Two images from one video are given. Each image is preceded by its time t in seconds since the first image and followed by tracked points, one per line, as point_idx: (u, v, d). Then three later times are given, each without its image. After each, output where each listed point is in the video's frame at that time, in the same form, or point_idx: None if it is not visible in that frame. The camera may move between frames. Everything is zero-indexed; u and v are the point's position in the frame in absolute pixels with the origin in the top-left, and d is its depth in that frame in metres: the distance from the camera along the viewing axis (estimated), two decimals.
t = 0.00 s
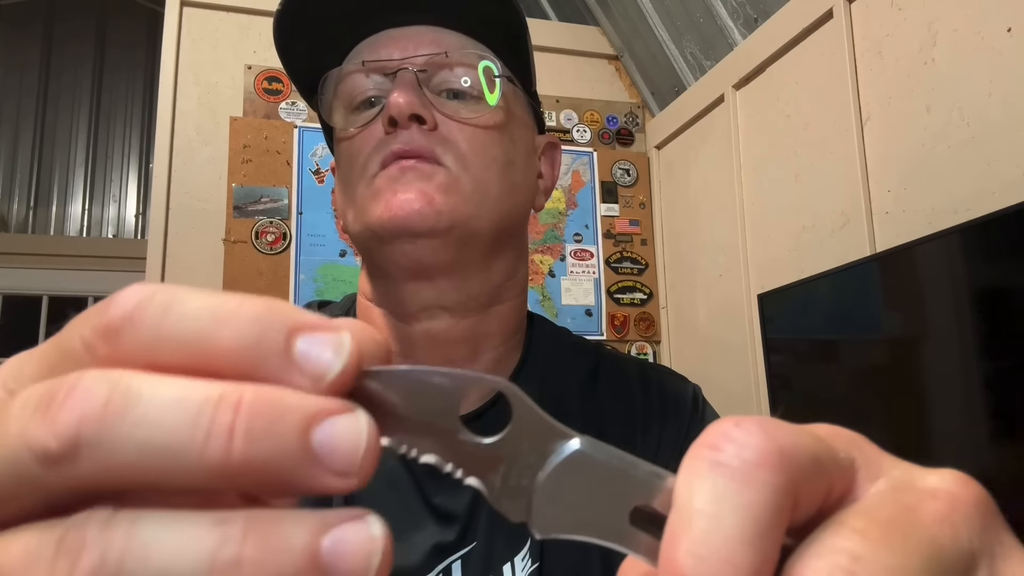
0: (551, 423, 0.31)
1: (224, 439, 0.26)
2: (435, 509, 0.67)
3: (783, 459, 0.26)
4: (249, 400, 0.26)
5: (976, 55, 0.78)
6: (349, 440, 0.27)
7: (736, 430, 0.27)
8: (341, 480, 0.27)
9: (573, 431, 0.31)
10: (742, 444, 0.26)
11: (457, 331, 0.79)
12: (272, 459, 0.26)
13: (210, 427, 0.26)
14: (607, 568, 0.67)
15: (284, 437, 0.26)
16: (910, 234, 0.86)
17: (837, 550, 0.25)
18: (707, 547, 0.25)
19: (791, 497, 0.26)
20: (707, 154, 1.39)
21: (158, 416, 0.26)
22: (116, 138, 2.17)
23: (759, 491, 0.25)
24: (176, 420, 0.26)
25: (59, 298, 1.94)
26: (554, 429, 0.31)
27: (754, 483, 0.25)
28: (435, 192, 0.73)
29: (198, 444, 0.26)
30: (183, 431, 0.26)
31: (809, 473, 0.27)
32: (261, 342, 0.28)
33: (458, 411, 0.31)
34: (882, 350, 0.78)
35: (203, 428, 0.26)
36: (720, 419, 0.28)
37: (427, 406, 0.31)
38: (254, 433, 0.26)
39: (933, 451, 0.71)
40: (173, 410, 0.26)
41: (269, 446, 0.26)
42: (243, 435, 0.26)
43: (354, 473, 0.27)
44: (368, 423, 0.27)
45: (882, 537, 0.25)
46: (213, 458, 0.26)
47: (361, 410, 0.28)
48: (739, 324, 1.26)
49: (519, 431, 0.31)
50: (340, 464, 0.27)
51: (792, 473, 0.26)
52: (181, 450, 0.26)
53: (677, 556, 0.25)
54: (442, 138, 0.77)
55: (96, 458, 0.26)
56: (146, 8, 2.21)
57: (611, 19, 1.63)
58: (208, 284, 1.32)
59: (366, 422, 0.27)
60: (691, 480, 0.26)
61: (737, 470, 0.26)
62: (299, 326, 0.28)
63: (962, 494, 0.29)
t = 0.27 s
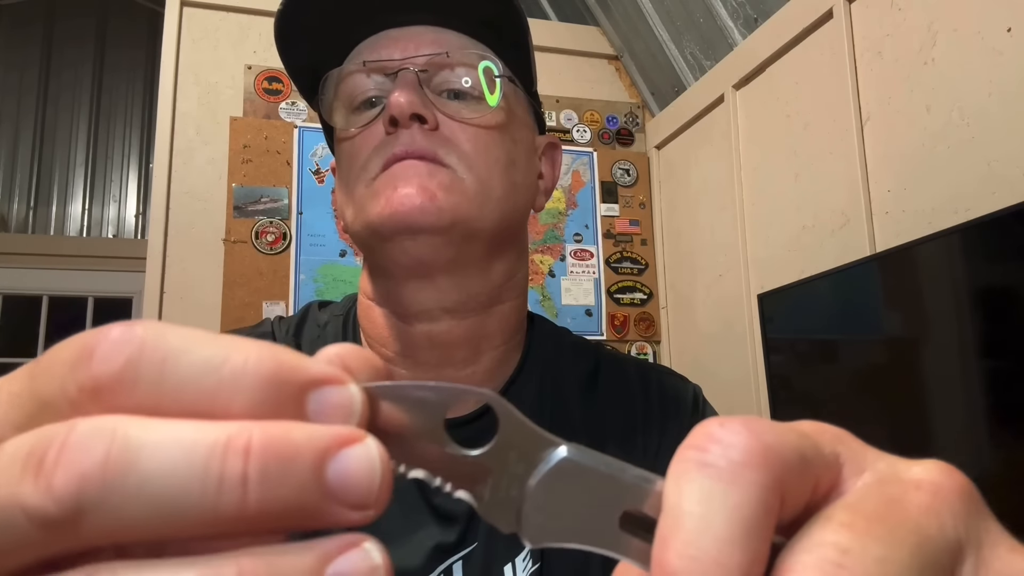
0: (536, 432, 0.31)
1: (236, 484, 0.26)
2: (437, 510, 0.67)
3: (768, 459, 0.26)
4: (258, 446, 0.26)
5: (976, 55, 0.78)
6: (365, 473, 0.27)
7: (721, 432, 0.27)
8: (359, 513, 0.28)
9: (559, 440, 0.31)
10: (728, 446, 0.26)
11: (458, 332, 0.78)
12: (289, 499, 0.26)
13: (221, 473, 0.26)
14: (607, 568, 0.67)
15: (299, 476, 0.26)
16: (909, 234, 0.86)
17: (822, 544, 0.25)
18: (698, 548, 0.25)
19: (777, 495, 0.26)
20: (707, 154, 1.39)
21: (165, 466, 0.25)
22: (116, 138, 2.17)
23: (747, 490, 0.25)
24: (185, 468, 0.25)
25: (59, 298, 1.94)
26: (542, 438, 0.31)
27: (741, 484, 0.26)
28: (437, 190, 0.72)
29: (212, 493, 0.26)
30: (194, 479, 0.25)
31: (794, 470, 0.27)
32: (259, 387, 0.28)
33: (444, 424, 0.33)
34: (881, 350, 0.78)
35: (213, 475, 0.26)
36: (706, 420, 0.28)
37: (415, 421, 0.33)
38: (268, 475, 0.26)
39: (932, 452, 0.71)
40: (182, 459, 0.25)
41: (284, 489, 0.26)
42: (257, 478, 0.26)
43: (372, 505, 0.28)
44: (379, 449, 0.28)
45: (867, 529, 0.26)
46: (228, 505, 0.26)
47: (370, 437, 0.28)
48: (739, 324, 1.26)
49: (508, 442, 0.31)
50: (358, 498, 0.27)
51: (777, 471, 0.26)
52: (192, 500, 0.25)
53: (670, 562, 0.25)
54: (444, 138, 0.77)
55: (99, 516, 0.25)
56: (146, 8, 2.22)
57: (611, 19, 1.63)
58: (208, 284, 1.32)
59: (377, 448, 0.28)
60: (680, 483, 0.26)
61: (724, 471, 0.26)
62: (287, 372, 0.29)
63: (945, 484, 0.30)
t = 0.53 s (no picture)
0: (522, 450, 0.31)
1: (192, 524, 0.26)
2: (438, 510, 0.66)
3: (759, 469, 0.26)
4: (217, 488, 0.27)
5: (976, 55, 0.78)
6: (322, 511, 0.28)
7: (711, 442, 0.27)
8: (316, 548, 0.29)
9: (546, 456, 0.31)
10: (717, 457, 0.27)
11: (459, 332, 0.78)
12: (245, 538, 0.27)
13: (176, 516, 0.26)
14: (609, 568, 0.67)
15: (256, 517, 0.27)
16: (910, 234, 0.86)
17: (815, 551, 0.25)
18: (691, 562, 0.25)
19: (769, 504, 0.26)
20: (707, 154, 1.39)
21: (123, 507, 0.26)
22: (116, 137, 2.17)
23: (738, 501, 0.26)
24: (140, 511, 0.26)
25: (59, 298, 1.94)
26: (528, 454, 0.31)
27: (732, 494, 0.26)
28: (439, 188, 0.73)
29: (166, 536, 0.26)
30: (150, 520, 0.26)
31: (787, 478, 0.27)
32: (214, 427, 0.29)
33: (430, 446, 0.32)
34: (881, 351, 0.78)
35: (168, 518, 0.26)
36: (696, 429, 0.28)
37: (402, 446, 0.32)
38: (225, 517, 0.27)
39: (932, 452, 0.71)
40: (139, 500, 0.26)
41: (240, 529, 0.27)
42: (213, 520, 0.27)
43: (328, 541, 0.29)
44: (338, 485, 0.29)
45: (860, 532, 0.26)
46: (183, 546, 0.26)
47: (330, 473, 0.29)
48: (739, 324, 1.26)
49: (496, 459, 0.32)
50: (315, 535, 0.28)
51: (768, 480, 0.26)
52: (148, 541, 0.26)
53: None
54: (447, 138, 0.77)
55: (57, 556, 0.26)
56: (146, 8, 2.22)
57: (611, 19, 1.63)
58: (208, 284, 1.32)
59: (337, 486, 0.29)
60: (669, 497, 0.26)
61: (713, 482, 0.26)
62: (246, 409, 0.29)
63: (936, 484, 0.30)
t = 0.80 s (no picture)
0: (521, 451, 0.31)
1: (161, 517, 0.26)
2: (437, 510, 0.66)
3: (759, 471, 0.26)
4: (188, 480, 0.27)
5: (976, 55, 0.78)
6: (294, 503, 0.28)
7: (710, 443, 0.27)
8: (286, 540, 0.29)
9: (544, 456, 0.31)
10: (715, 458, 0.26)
11: (461, 328, 0.78)
12: (214, 531, 0.27)
13: (143, 508, 0.26)
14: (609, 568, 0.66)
15: (226, 509, 0.27)
16: (910, 234, 0.86)
17: (814, 554, 0.25)
18: (687, 566, 0.25)
19: (767, 506, 0.26)
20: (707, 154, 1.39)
21: (90, 500, 0.26)
22: (116, 137, 2.17)
23: (736, 504, 0.26)
24: (109, 503, 0.26)
25: (59, 298, 1.94)
26: (527, 455, 0.31)
27: (730, 496, 0.26)
28: (440, 187, 0.72)
29: (134, 529, 0.26)
30: (118, 512, 0.26)
31: (784, 481, 0.27)
32: (184, 421, 0.29)
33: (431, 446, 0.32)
34: (881, 350, 0.78)
35: (136, 510, 0.26)
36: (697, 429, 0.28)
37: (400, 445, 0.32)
38: (194, 510, 0.27)
39: (931, 452, 0.71)
40: (106, 493, 0.26)
41: (209, 521, 0.27)
42: (183, 513, 0.27)
43: (298, 533, 0.29)
44: (310, 476, 0.29)
45: (857, 535, 0.26)
46: (149, 539, 0.26)
47: (301, 465, 0.29)
48: (739, 324, 1.26)
49: (495, 459, 0.31)
50: (286, 527, 0.29)
51: (767, 483, 0.26)
52: (115, 533, 0.26)
53: None
54: (448, 137, 0.77)
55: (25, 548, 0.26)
56: (146, 8, 2.22)
57: (611, 19, 1.63)
58: (208, 284, 1.32)
59: (308, 478, 0.29)
60: (668, 498, 0.26)
61: (711, 484, 0.26)
62: (216, 402, 0.29)
63: (935, 485, 0.29)
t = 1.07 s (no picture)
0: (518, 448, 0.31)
1: (197, 510, 0.26)
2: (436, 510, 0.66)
3: (753, 472, 0.26)
4: (229, 471, 0.26)
5: (976, 54, 0.78)
6: (330, 499, 0.28)
7: (705, 443, 0.27)
8: (317, 537, 0.28)
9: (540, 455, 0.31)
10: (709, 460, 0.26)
11: (461, 332, 0.78)
12: (249, 525, 0.27)
13: (182, 498, 0.26)
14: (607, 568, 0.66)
15: (264, 504, 0.27)
16: (910, 234, 0.86)
17: (808, 555, 0.25)
18: (682, 566, 0.25)
19: (762, 506, 0.26)
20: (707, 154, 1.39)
21: (130, 488, 0.26)
22: (116, 137, 2.17)
23: (729, 505, 0.25)
24: (148, 494, 0.26)
25: (59, 298, 1.94)
26: (523, 454, 0.31)
27: (723, 496, 0.26)
28: (438, 197, 0.73)
29: (173, 518, 0.26)
30: (155, 503, 0.26)
31: (779, 481, 0.27)
32: (226, 410, 0.28)
33: (428, 446, 0.32)
34: (881, 351, 0.78)
35: (174, 501, 0.26)
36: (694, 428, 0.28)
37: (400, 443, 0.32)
38: (230, 503, 0.26)
39: (931, 452, 0.71)
40: (146, 482, 0.26)
41: (247, 514, 0.26)
42: (220, 505, 0.26)
43: (333, 528, 0.28)
44: (346, 473, 0.28)
45: (852, 536, 0.26)
46: (187, 529, 0.26)
47: (339, 461, 0.28)
48: (739, 324, 1.26)
49: (491, 458, 0.31)
50: (320, 523, 0.28)
51: (761, 483, 0.26)
52: (153, 522, 0.26)
53: None
54: (445, 138, 0.77)
55: (63, 533, 0.26)
56: (146, 8, 2.22)
57: (611, 19, 1.63)
58: (208, 284, 1.32)
59: (344, 474, 0.28)
60: (663, 499, 0.26)
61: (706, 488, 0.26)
62: (259, 394, 0.29)
63: (931, 486, 0.29)
